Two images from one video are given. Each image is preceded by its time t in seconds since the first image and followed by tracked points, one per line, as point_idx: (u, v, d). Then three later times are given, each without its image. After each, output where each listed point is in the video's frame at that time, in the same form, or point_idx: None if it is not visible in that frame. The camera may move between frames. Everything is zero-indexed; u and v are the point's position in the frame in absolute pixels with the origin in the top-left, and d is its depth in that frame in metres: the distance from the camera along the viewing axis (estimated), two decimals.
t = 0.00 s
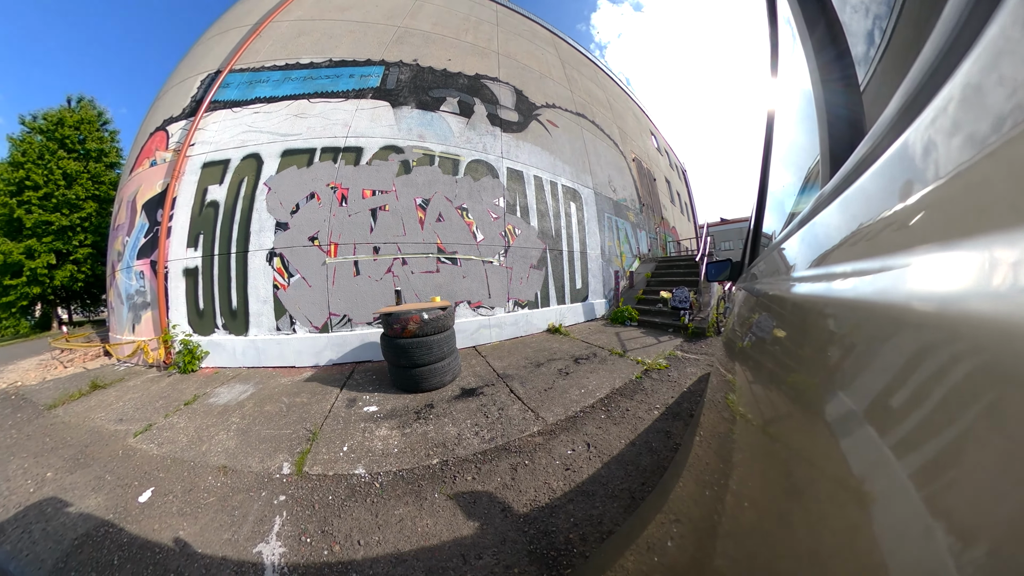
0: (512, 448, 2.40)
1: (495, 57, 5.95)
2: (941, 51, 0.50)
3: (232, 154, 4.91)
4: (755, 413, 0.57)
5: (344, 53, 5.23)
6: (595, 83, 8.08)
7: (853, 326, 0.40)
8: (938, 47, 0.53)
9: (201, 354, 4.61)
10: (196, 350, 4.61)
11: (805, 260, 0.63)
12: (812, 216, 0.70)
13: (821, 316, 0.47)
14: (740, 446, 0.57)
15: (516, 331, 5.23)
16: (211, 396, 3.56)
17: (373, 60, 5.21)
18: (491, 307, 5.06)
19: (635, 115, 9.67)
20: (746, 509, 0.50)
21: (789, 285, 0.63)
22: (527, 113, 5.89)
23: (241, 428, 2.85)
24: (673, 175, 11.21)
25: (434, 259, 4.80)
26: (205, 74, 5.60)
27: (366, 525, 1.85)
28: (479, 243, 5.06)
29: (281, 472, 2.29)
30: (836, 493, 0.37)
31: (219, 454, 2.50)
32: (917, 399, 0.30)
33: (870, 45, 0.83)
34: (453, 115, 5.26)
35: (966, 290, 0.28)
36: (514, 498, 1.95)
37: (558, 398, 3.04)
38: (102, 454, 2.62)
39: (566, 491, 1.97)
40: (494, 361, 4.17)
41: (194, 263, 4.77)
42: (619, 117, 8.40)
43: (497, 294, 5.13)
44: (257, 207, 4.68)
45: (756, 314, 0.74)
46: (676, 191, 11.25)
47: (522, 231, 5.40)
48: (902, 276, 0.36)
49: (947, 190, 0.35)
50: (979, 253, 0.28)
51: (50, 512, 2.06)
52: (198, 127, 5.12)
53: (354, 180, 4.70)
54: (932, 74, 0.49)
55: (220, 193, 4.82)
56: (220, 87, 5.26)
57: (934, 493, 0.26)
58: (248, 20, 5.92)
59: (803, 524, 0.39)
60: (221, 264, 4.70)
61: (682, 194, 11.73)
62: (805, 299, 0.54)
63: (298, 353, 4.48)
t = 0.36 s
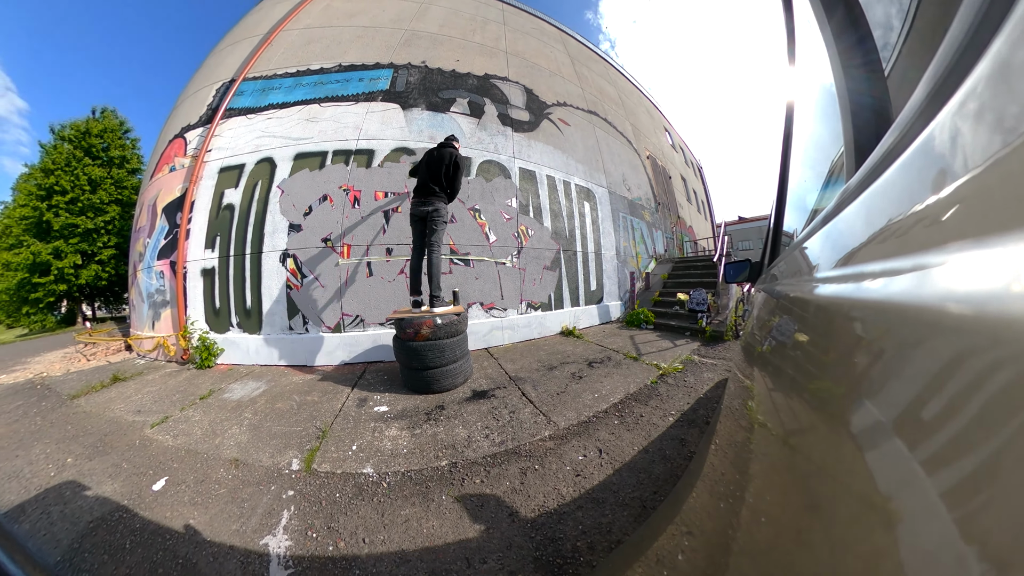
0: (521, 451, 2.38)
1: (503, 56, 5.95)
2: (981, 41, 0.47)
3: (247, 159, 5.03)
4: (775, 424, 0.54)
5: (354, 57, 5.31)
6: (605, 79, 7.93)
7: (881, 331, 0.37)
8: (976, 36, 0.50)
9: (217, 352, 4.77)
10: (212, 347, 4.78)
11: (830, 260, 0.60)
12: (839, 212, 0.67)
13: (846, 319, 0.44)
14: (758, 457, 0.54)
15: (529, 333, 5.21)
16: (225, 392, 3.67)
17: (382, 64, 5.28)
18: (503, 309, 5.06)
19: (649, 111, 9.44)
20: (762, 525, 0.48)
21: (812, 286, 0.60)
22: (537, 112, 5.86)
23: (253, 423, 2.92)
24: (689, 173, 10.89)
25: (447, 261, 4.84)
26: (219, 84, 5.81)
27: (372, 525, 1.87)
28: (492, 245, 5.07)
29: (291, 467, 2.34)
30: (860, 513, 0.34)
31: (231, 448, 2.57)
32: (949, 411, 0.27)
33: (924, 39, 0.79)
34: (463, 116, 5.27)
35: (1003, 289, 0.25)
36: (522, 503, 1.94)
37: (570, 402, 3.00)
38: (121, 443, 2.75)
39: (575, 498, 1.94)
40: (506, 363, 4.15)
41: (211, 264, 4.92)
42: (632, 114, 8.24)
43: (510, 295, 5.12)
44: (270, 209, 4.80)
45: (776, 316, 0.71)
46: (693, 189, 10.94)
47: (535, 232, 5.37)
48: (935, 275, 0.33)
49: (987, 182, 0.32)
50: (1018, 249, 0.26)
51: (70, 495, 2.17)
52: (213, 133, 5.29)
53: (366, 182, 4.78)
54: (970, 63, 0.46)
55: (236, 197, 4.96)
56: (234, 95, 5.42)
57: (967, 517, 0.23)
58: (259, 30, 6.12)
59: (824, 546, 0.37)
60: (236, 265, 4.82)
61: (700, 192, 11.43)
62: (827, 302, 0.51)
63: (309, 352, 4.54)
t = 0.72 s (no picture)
0: (532, 456, 2.36)
1: (512, 55, 5.95)
2: None
3: (261, 163, 5.19)
4: (798, 436, 0.51)
5: (363, 61, 5.40)
6: (617, 75, 7.78)
7: (912, 335, 0.35)
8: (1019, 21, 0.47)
9: (231, 349, 4.95)
10: (227, 345, 4.98)
11: (857, 261, 0.57)
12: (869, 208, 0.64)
13: (874, 323, 0.41)
14: (778, 469, 0.52)
15: (543, 336, 5.18)
16: (238, 388, 3.79)
17: (391, 66, 5.35)
18: (517, 310, 5.06)
19: (662, 106, 9.22)
20: (780, 542, 0.46)
21: (839, 288, 0.57)
22: (549, 111, 5.81)
23: (265, 419, 3.01)
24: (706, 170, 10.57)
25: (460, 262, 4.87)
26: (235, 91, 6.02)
27: (377, 524, 1.89)
28: (505, 246, 5.07)
29: (300, 464, 2.39)
30: (886, 533, 0.32)
31: (244, 443, 2.65)
32: (983, 427, 0.24)
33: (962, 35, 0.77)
34: (474, 117, 5.29)
35: None
36: (530, 509, 1.92)
37: (584, 406, 2.96)
38: (138, 433, 2.88)
39: (585, 505, 1.91)
40: (519, 366, 4.13)
41: (227, 265, 5.12)
42: (645, 110, 8.07)
43: (523, 297, 5.11)
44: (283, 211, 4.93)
45: (799, 318, 0.68)
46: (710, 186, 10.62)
47: (549, 232, 5.34)
48: (973, 274, 0.30)
49: None
50: None
51: (88, 480, 2.29)
52: (231, 139, 5.49)
53: (377, 184, 4.84)
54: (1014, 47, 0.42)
55: (251, 200, 5.12)
56: (249, 102, 5.59)
57: (1002, 542, 0.21)
58: (272, 39, 6.31)
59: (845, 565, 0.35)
60: (251, 266, 4.99)
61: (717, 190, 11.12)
62: (855, 305, 0.48)
63: (323, 352, 4.64)
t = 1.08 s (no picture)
0: (542, 460, 2.35)
1: (522, 54, 5.94)
2: None
3: (275, 166, 5.37)
4: (820, 448, 0.49)
5: (373, 65, 5.52)
6: (628, 70, 7.63)
7: (945, 341, 0.32)
8: None
9: (245, 347, 5.13)
10: (241, 343, 5.15)
11: (886, 261, 0.54)
12: (900, 205, 0.60)
13: (905, 327, 0.38)
14: (798, 482, 0.51)
15: (556, 338, 5.15)
16: (252, 385, 3.92)
17: (401, 69, 5.45)
18: (530, 313, 5.07)
19: (676, 101, 8.99)
20: (797, 560, 0.45)
21: (866, 290, 0.54)
22: (560, 109, 5.80)
23: (276, 417, 3.09)
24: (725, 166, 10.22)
25: (472, 264, 4.91)
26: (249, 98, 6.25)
27: (384, 524, 1.90)
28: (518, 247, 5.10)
29: (310, 462, 2.44)
30: (911, 556, 0.30)
31: (256, 439, 2.73)
32: None
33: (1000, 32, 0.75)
34: (485, 117, 5.34)
35: None
36: (537, 513, 1.90)
37: (598, 411, 2.92)
38: (155, 425, 3.01)
39: (594, 512, 1.88)
40: (531, 369, 4.12)
41: (242, 265, 5.32)
42: (659, 106, 7.89)
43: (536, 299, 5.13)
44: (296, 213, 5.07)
45: (823, 321, 0.66)
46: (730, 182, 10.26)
47: (562, 233, 5.34)
48: (1011, 272, 0.27)
49: None
50: None
51: (106, 467, 2.40)
52: (246, 144, 5.70)
53: (389, 186, 4.95)
54: None
55: (264, 203, 5.30)
56: (263, 108, 5.79)
57: None
58: (282, 47, 6.52)
59: None
60: (265, 267, 5.15)
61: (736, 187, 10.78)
62: (882, 308, 0.45)
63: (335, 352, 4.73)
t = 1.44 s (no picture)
0: (554, 466, 2.36)
1: (530, 54, 6.00)
2: None
3: (287, 169, 5.53)
4: (845, 462, 0.50)
5: (382, 68, 5.63)
6: (639, 66, 7.58)
7: (982, 346, 0.29)
8: None
9: (258, 345, 5.28)
10: (255, 342, 5.29)
11: (917, 260, 0.53)
12: (935, 197, 0.58)
13: (939, 331, 0.36)
14: (827, 496, 0.51)
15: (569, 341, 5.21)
16: (265, 382, 4.05)
17: (410, 71, 5.55)
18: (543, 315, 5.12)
19: (690, 96, 8.82)
20: None
21: (899, 291, 0.52)
22: (571, 108, 5.85)
23: (287, 413, 3.18)
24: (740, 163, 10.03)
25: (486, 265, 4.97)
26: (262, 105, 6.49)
27: (391, 523, 1.93)
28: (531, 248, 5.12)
29: (319, 459, 2.49)
30: None
31: (266, 435, 2.81)
32: None
33: None
34: (496, 117, 5.40)
35: None
36: (546, 518, 1.90)
37: (612, 416, 2.94)
38: (172, 418, 3.15)
39: (604, 518, 1.87)
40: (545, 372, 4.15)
41: (256, 266, 5.52)
42: (672, 103, 7.81)
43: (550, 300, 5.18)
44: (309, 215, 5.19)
45: (855, 323, 0.64)
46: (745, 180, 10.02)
47: (576, 233, 5.36)
48: None
49: None
50: None
51: (124, 455, 2.53)
52: (259, 148, 5.91)
53: (402, 187, 5.01)
54: None
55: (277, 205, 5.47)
56: (276, 114, 6.01)
57: None
58: (293, 55, 6.76)
59: None
60: (277, 267, 5.30)
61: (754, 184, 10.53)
62: (916, 311, 0.44)
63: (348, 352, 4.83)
